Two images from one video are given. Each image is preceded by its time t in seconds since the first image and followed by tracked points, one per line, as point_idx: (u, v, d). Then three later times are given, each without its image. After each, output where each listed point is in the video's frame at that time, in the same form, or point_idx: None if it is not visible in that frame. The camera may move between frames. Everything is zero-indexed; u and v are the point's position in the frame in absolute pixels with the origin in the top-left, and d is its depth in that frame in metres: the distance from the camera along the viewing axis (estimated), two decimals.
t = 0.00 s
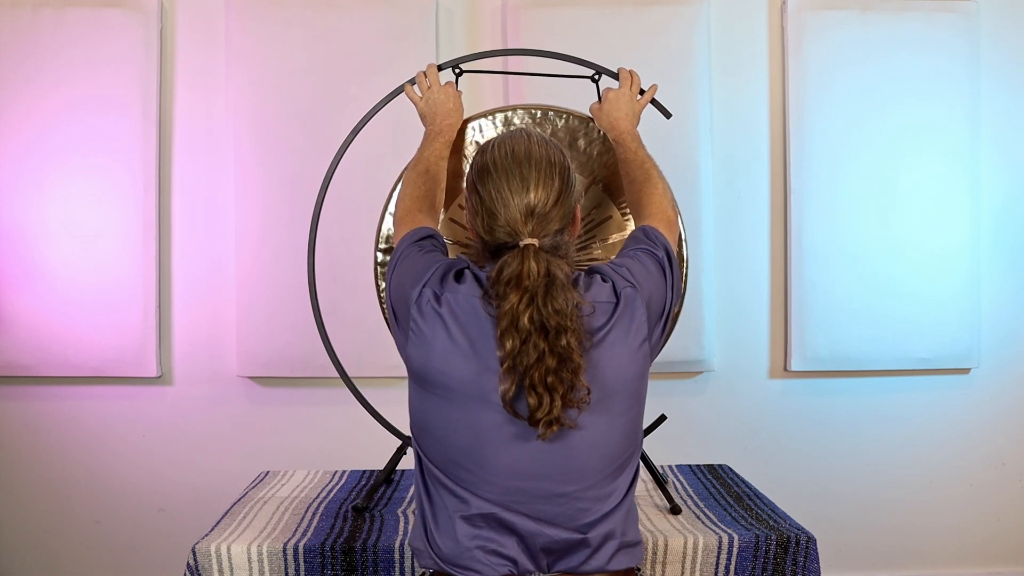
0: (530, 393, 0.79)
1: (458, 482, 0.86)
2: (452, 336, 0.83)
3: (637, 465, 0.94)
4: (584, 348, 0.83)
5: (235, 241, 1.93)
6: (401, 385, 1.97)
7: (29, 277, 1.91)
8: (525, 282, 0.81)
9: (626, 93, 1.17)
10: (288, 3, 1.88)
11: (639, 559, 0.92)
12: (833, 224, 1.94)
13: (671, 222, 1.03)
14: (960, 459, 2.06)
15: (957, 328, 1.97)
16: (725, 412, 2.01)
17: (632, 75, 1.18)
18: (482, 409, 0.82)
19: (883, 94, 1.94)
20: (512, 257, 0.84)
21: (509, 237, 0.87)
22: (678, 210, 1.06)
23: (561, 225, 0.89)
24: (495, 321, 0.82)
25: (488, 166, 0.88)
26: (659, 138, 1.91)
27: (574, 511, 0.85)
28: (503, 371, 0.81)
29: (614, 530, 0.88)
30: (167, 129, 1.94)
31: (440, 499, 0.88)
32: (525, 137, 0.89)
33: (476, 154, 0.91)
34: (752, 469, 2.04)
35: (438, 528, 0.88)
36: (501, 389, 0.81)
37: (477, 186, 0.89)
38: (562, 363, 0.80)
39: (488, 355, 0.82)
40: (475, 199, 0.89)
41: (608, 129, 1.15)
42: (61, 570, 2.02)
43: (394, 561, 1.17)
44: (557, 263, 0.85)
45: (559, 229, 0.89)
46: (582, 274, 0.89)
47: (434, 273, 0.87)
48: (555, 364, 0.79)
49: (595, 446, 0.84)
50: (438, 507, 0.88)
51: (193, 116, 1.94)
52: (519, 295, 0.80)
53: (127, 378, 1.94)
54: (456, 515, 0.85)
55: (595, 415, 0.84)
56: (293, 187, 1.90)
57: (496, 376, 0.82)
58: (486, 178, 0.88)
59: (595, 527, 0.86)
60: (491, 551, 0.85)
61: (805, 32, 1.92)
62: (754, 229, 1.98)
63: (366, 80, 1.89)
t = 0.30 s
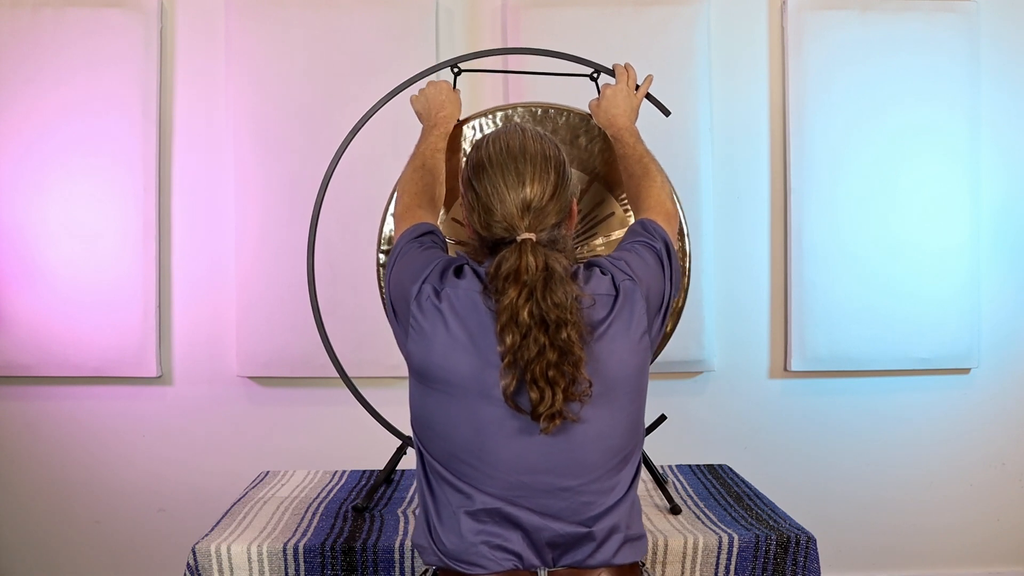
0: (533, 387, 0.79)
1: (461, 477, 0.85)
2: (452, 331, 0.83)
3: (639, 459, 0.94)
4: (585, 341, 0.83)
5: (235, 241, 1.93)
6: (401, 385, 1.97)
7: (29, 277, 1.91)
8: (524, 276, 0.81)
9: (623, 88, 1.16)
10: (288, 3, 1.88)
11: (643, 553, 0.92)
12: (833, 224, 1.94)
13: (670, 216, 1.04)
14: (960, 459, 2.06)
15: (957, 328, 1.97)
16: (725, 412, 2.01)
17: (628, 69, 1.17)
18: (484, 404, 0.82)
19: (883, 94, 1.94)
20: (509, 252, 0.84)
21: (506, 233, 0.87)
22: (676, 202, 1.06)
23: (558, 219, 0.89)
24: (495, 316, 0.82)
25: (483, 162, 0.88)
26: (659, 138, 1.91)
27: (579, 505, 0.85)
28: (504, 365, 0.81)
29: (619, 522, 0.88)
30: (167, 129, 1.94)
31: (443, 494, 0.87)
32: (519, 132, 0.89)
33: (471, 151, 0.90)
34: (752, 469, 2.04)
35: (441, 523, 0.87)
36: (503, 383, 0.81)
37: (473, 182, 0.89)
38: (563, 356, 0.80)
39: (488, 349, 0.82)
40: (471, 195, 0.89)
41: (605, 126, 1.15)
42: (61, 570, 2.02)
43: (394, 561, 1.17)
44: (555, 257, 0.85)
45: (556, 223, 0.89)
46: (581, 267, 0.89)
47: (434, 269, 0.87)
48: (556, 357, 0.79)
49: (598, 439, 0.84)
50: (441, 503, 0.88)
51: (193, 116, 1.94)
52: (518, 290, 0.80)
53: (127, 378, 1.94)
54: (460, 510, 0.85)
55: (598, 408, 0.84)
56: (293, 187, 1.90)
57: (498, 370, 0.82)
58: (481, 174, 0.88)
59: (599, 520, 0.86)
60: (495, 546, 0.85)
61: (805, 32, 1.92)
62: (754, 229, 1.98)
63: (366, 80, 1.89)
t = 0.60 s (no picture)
0: (540, 385, 0.79)
1: (465, 478, 0.85)
2: (455, 331, 0.83)
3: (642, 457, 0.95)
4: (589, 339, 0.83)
5: (235, 241, 1.93)
6: (401, 385, 1.97)
7: (29, 277, 1.91)
8: (527, 274, 0.81)
9: (622, 80, 1.16)
10: (288, 3, 1.88)
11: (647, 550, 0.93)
12: (833, 224, 1.94)
13: (665, 210, 1.03)
14: (960, 459, 2.06)
15: (957, 328, 1.97)
16: (725, 412, 2.01)
17: (627, 64, 1.16)
18: (491, 402, 0.82)
19: (883, 94, 1.94)
20: (512, 250, 0.84)
21: (508, 231, 0.87)
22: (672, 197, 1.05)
23: (560, 217, 0.89)
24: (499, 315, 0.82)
25: (484, 160, 0.88)
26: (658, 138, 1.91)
27: (584, 504, 0.85)
28: (511, 364, 0.81)
29: (623, 519, 0.88)
30: (167, 130, 1.94)
31: (447, 495, 0.87)
32: (520, 131, 0.89)
33: (472, 150, 0.91)
34: (752, 469, 2.04)
35: (445, 524, 0.87)
36: (511, 382, 0.81)
37: (474, 180, 0.89)
38: (569, 354, 0.80)
39: (493, 349, 0.82)
40: (472, 194, 0.89)
41: (603, 118, 1.15)
42: (61, 570, 2.02)
43: (395, 561, 1.17)
44: (558, 254, 0.85)
45: (558, 221, 0.89)
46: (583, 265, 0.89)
47: (435, 269, 0.87)
48: (562, 355, 0.79)
49: (603, 437, 0.84)
50: (445, 504, 0.87)
51: (193, 116, 1.94)
52: (522, 288, 0.80)
53: (126, 378, 1.94)
54: (464, 511, 0.85)
55: (603, 406, 0.84)
56: (293, 187, 1.90)
57: (504, 369, 0.82)
58: (483, 172, 0.88)
59: (605, 518, 0.86)
60: (500, 546, 0.84)
61: (805, 32, 1.92)
62: (754, 228, 1.98)
63: (366, 80, 1.89)
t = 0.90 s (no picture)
0: (534, 387, 0.79)
1: (465, 482, 0.85)
2: (452, 335, 0.83)
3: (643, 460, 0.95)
4: (586, 341, 0.83)
5: (235, 241, 1.93)
6: (401, 384, 1.97)
7: (29, 277, 1.91)
8: (524, 276, 0.81)
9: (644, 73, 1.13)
10: (288, 3, 1.88)
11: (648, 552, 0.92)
12: (833, 224, 1.94)
13: (679, 210, 1.02)
14: (960, 459, 2.06)
15: (957, 328, 1.97)
16: (725, 412, 2.01)
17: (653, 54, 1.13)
18: (490, 405, 0.82)
19: (883, 95, 1.94)
20: (509, 251, 0.84)
21: (505, 232, 0.87)
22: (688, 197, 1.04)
23: (557, 218, 0.89)
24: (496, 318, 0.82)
25: (482, 161, 0.88)
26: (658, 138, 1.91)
27: (584, 508, 0.84)
28: (507, 366, 0.81)
29: (625, 523, 0.88)
30: (167, 129, 1.93)
31: (448, 499, 0.87)
32: (518, 132, 0.89)
33: (470, 151, 0.91)
34: (752, 469, 2.04)
35: (446, 528, 0.87)
36: (507, 384, 0.81)
37: (472, 181, 0.89)
38: (564, 356, 0.80)
39: (490, 352, 0.82)
40: (470, 195, 0.89)
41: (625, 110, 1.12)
42: (61, 570, 2.02)
43: (395, 561, 1.17)
44: (554, 255, 0.85)
45: (555, 222, 0.89)
46: (582, 267, 0.89)
47: (432, 274, 0.87)
48: (557, 356, 0.79)
49: (603, 441, 0.84)
50: (445, 508, 0.88)
51: (193, 116, 1.94)
52: (518, 289, 0.80)
53: (126, 378, 1.94)
54: (465, 514, 0.85)
55: (601, 409, 0.84)
56: (293, 187, 1.90)
57: (501, 371, 0.82)
58: (480, 173, 0.88)
59: (605, 522, 0.86)
60: (501, 550, 0.84)
61: (805, 32, 1.92)
62: (754, 228, 1.98)
63: (366, 81, 1.89)
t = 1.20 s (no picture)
0: (536, 389, 0.79)
1: (466, 487, 0.85)
2: (453, 339, 0.83)
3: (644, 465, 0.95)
4: (588, 345, 0.83)
5: (235, 241, 1.93)
6: (401, 384, 1.97)
7: (29, 277, 1.90)
8: (526, 278, 0.81)
9: (679, 52, 1.09)
10: (288, 3, 1.88)
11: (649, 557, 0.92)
12: (833, 224, 1.94)
13: (693, 210, 1.01)
14: (960, 459, 2.06)
15: (957, 328, 1.97)
16: (726, 412, 2.01)
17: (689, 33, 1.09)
18: (492, 408, 0.82)
19: (883, 95, 1.94)
20: (511, 253, 0.84)
21: (508, 233, 0.87)
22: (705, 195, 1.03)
23: (559, 220, 0.89)
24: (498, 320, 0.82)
25: (485, 162, 0.88)
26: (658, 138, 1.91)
27: (585, 513, 0.84)
28: (508, 368, 0.81)
29: (625, 528, 0.88)
30: (167, 129, 1.93)
31: (448, 505, 0.87)
32: (521, 133, 0.89)
33: (472, 152, 0.91)
34: (752, 469, 2.04)
35: (446, 533, 0.87)
36: (509, 386, 0.81)
37: (474, 182, 0.89)
38: (566, 358, 0.80)
39: (491, 355, 0.82)
40: (473, 195, 0.89)
41: (654, 89, 1.09)
42: (61, 570, 2.02)
43: (394, 561, 1.17)
44: (556, 257, 0.85)
45: (557, 223, 0.89)
46: (585, 271, 0.89)
47: (433, 276, 0.87)
48: (559, 359, 0.79)
49: (604, 446, 0.84)
50: (446, 513, 0.88)
51: (193, 116, 1.94)
52: (520, 291, 0.80)
53: (126, 378, 1.94)
54: (465, 520, 0.85)
55: (603, 413, 0.84)
56: (293, 187, 1.90)
57: (502, 374, 0.82)
58: (483, 174, 0.88)
59: (606, 527, 0.86)
60: (501, 556, 0.84)
61: (805, 32, 1.92)
62: (754, 228, 1.98)
63: (366, 81, 1.89)
